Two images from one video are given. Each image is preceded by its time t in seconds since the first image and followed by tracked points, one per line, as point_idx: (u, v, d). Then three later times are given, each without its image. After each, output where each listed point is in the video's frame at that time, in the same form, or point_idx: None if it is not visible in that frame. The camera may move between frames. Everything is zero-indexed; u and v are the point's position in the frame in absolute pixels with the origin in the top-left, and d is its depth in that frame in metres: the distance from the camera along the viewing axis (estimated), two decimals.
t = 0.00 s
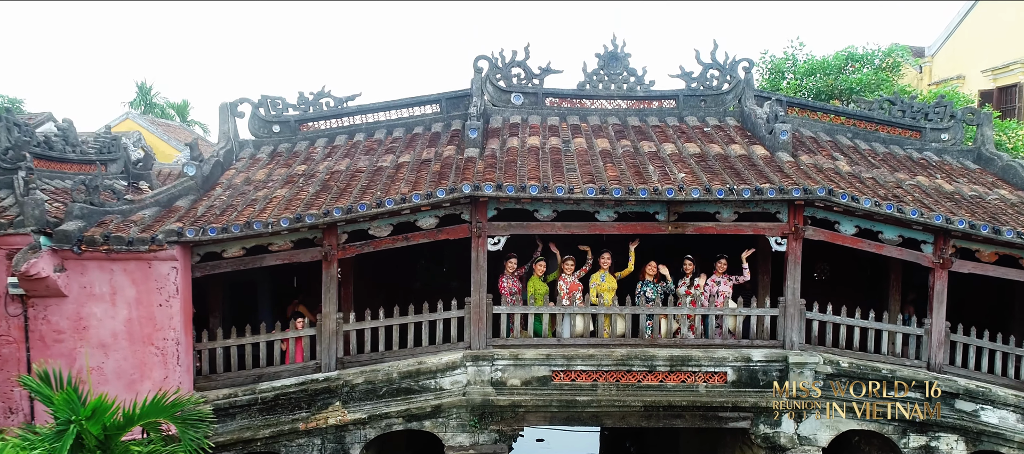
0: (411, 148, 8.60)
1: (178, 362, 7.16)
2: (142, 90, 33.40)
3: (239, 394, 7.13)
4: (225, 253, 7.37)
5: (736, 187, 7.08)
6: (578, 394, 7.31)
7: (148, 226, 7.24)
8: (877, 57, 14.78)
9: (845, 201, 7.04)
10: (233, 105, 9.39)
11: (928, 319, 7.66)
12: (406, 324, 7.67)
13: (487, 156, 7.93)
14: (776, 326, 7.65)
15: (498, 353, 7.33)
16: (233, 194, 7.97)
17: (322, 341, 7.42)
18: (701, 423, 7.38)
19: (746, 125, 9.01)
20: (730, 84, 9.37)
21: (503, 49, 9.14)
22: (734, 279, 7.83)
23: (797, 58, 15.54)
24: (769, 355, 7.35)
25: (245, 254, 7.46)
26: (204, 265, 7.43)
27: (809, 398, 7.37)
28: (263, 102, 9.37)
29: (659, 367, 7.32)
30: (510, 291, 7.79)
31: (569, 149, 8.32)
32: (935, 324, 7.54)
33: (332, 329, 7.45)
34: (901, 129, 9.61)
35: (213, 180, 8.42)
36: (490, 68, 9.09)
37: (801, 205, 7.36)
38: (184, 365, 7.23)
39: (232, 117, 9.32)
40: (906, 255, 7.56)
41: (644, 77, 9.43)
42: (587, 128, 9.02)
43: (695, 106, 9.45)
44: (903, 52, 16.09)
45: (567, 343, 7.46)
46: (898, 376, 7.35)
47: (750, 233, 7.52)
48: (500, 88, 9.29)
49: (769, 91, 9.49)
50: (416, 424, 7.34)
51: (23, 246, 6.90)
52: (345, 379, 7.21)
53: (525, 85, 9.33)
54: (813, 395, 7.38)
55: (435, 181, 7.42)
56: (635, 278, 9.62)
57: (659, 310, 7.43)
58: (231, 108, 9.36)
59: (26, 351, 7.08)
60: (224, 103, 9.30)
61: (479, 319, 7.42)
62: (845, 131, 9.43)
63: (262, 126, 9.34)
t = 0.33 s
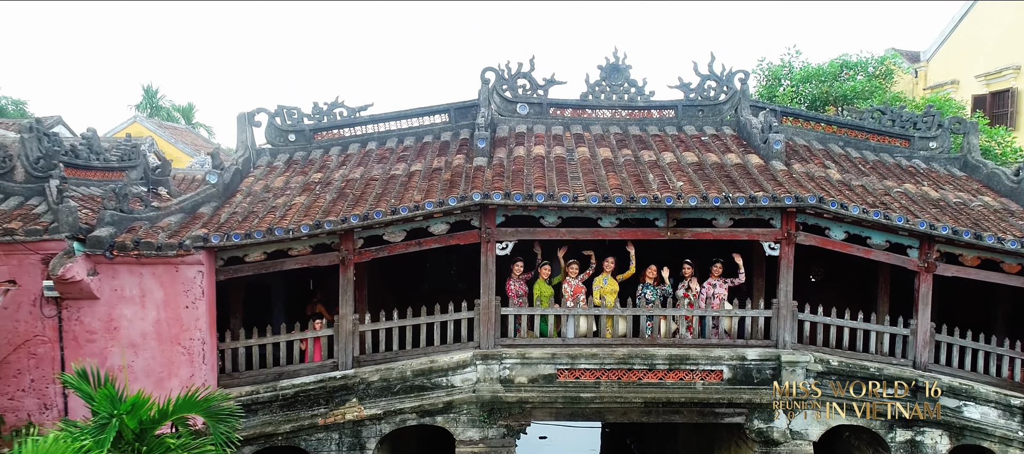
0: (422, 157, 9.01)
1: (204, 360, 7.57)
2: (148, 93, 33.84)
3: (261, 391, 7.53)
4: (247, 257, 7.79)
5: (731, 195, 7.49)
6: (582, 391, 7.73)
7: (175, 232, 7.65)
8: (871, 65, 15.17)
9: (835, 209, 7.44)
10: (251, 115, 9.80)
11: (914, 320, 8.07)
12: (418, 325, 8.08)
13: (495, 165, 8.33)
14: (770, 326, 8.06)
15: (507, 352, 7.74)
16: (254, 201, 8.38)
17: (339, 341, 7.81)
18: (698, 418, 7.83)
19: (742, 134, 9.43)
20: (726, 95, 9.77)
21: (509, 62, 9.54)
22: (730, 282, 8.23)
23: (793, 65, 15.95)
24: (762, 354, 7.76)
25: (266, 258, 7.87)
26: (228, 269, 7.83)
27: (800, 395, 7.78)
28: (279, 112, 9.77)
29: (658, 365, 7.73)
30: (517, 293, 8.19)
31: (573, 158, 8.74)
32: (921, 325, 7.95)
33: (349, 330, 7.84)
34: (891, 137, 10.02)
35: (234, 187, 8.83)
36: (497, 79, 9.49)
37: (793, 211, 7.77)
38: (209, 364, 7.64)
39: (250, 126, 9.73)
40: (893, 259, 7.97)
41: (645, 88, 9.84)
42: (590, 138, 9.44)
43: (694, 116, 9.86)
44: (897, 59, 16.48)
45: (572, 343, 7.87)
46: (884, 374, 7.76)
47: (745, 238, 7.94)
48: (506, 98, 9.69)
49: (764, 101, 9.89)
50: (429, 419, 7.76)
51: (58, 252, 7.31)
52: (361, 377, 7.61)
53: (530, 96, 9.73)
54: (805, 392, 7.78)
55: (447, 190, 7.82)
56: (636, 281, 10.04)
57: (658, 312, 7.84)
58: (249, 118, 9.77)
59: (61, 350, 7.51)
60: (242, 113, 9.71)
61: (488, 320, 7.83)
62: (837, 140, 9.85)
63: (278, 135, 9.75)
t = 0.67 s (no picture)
0: (433, 166, 9.45)
1: (228, 359, 8.00)
2: (154, 96, 34.30)
3: (283, 388, 7.95)
4: (269, 261, 8.21)
5: (727, 202, 7.92)
6: (586, 388, 8.16)
7: (201, 237, 8.08)
8: (865, 72, 15.55)
9: (825, 215, 7.86)
10: (268, 124, 10.23)
11: (901, 320, 8.51)
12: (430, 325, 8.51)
13: (502, 173, 8.77)
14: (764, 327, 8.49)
15: (514, 351, 8.18)
16: (273, 208, 8.82)
17: (356, 340, 8.23)
18: (696, 413, 8.28)
19: (738, 143, 9.88)
20: (723, 105, 10.20)
21: (516, 74, 9.97)
22: (726, 285, 8.64)
23: (790, 72, 16.36)
24: (756, 352, 8.20)
25: (286, 262, 8.30)
26: (250, 272, 8.26)
27: (792, 392, 8.22)
28: (295, 121, 10.20)
29: (658, 363, 8.16)
30: (524, 295, 8.62)
31: (577, 166, 9.17)
32: (907, 325, 8.38)
33: (365, 329, 8.26)
34: (881, 146, 10.45)
35: (254, 194, 9.26)
36: (504, 90, 9.91)
37: (785, 218, 8.20)
38: (233, 362, 8.07)
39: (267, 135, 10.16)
40: (880, 263, 8.41)
41: (645, 98, 10.28)
42: (592, 146, 9.87)
43: (692, 125, 10.30)
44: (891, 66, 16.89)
45: (576, 342, 8.30)
46: (872, 372, 8.20)
47: (740, 243, 8.37)
48: (512, 108, 10.12)
49: (760, 111, 10.32)
50: (441, 414, 8.20)
51: (91, 256, 7.77)
52: (377, 374, 8.05)
53: (535, 106, 10.15)
54: (797, 389, 8.21)
55: (458, 197, 8.26)
56: (636, 283, 10.48)
57: (658, 313, 8.28)
58: (266, 127, 10.20)
59: (93, 349, 7.95)
60: (259, 122, 10.14)
61: (496, 320, 8.27)
62: (829, 148, 10.29)
63: (294, 143, 10.18)
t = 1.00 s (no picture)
0: (443, 173, 9.92)
1: (250, 357, 8.45)
2: (161, 99, 34.81)
3: (302, 385, 8.40)
4: (289, 265, 8.67)
5: (723, 209, 8.37)
6: (589, 385, 8.61)
7: (225, 242, 8.54)
8: (858, 80, 15.98)
9: (815, 222, 8.31)
10: (284, 134, 10.67)
11: (888, 321, 8.97)
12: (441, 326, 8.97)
13: (510, 181, 9.23)
14: (758, 327, 8.94)
15: (521, 350, 8.64)
16: (292, 214, 9.28)
17: (371, 340, 8.69)
18: (693, 409, 8.74)
19: (734, 151, 10.34)
20: (720, 115, 10.66)
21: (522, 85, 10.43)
22: (723, 287, 9.09)
23: (786, 79, 16.81)
24: (751, 351, 8.66)
25: (305, 266, 8.75)
26: (271, 275, 8.71)
27: (785, 389, 8.67)
28: (310, 131, 10.65)
29: (657, 362, 8.62)
30: (531, 297, 9.06)
31: (580, 174, 9.64)
32: (894, 325, 8.84)
33: (380, 330, 8.71)
34: (871, 154, 10.91)
35: (272, 201, 9.71)
36: (510, 101, 10.36)
37: (778, 224, 8.65)
38: (255, 360, 8.52)
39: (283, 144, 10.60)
40: (869, 266, 8.87)
41: (645, 108, 10.74)
42: (595, 155, 10.33)
43: (690, 134, 10.76)
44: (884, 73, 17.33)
45: (580, 342, 8.76)
46: (860, 370, 8.68)
47: (736, 247, 8.83)
48: (518, 118, 10.57)
49: (755, 121, 10.78)
50: (452, 410, 8.66)
51: (122, 260, 8.29)
52: (392, 372, 8.50)
53: (540, 116, 10.61)
54: (790, 386, 8.67)
55: (468, 204, 8.72)
56: (637, 285, 10.93)
57: (657, 314, 8.74)
58: (283, 136, 10.65)
59: (124, 348, 8.41)
60: (276, 131, 10.58)
61: (505, 321, 8.73)
62: (822, 156, 10.74)
63: (310, 152, 10.63)
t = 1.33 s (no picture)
0: (452, 181, 10.39)
1: (271, 356, 8.92)
2: (167, 102, 35.29)
3: (320, 382, 8.86)
4: (307, 269, 9.13)
5: (718, 216, 8.83)
6: (592, 383, 9.08)
7: (246, 247, 9.00)
8: (852, 87, 16.40)
9: (806, 228, 8.77)
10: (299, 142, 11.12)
11: (876, 322, 9.44)
12: (451, 327, 9.44)
13: (516, 189, 9.70)
14: (753, 328, 9.41)
15: (528, 349, 9.11)
16: (309, 220, 9.75)
17: (385, 340, 9.16)
18: (691, 405, 9.20)
19: (731, 160, 10.80)
20: (717, 124, 11.13)
21: (527, 96, 10.89)
22: (719, 290, 9.55)
23: (783, 86, 17.25)
24: (745, 351, 9.13)
25: (322, 270, 9.21)
26: (290, 279, 9.16)
27: (778, 386, 9.14)
28: (324, 139, 11.11)
29: (657, 360, 9.09)
30: (536, 299, 9.54)
31: (583, 182, 10.10)
32: (881, 326, 9.31)
33: (393, 330, 9.18)
34: (862, 162, 11.36)
35: (289, 207, 10.16)
36: (516, 111, 10.82)
37: (771, 229, 9.12)
38: (275, 359, 8.99)
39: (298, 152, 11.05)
40: (857, 270, 9.34)
41: (646, 118, 11.20)
42: (597, 163, 10.80)
43: (688, 142, 11.23)
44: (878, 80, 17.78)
45: (583, 342, 9.23)
46: (849, 368, 9.16)
47: (731, 252, 9.30)
48: (524, 127, 11.03)
49: (751, 130, 11.24)
50: (462, 406, 9.13)
51: (150, 264, 8.75)
52: (405, 371, 8.97)
53: (545, 125, 11.07)
54: (782, 384, 9.13)
55: (477, 211, 9.19)
56: (637, 287, 11.39)
57: (657, 315, 9.21)
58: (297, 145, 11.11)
59: (151, 348, 8.88)
60: (291, 140, 11.03)
61: (512, 322, 9.20)
62: (814, 164, 11.21)
63: (324, 160, 11.08)
